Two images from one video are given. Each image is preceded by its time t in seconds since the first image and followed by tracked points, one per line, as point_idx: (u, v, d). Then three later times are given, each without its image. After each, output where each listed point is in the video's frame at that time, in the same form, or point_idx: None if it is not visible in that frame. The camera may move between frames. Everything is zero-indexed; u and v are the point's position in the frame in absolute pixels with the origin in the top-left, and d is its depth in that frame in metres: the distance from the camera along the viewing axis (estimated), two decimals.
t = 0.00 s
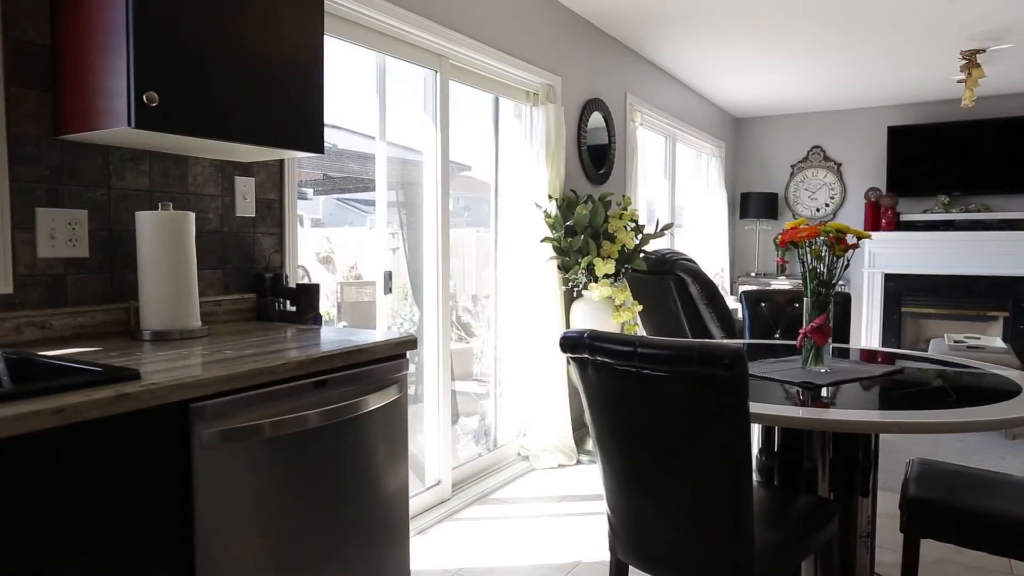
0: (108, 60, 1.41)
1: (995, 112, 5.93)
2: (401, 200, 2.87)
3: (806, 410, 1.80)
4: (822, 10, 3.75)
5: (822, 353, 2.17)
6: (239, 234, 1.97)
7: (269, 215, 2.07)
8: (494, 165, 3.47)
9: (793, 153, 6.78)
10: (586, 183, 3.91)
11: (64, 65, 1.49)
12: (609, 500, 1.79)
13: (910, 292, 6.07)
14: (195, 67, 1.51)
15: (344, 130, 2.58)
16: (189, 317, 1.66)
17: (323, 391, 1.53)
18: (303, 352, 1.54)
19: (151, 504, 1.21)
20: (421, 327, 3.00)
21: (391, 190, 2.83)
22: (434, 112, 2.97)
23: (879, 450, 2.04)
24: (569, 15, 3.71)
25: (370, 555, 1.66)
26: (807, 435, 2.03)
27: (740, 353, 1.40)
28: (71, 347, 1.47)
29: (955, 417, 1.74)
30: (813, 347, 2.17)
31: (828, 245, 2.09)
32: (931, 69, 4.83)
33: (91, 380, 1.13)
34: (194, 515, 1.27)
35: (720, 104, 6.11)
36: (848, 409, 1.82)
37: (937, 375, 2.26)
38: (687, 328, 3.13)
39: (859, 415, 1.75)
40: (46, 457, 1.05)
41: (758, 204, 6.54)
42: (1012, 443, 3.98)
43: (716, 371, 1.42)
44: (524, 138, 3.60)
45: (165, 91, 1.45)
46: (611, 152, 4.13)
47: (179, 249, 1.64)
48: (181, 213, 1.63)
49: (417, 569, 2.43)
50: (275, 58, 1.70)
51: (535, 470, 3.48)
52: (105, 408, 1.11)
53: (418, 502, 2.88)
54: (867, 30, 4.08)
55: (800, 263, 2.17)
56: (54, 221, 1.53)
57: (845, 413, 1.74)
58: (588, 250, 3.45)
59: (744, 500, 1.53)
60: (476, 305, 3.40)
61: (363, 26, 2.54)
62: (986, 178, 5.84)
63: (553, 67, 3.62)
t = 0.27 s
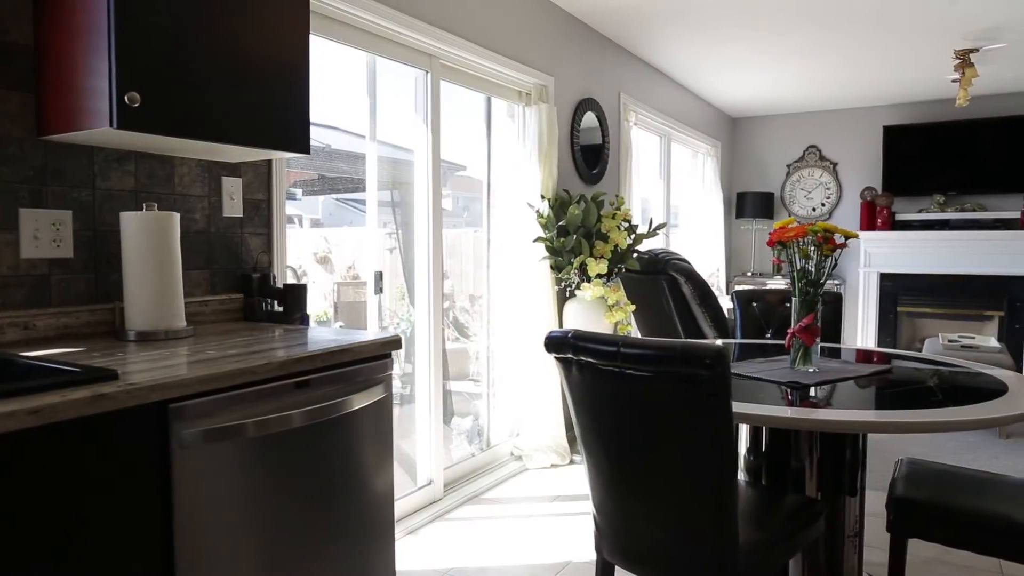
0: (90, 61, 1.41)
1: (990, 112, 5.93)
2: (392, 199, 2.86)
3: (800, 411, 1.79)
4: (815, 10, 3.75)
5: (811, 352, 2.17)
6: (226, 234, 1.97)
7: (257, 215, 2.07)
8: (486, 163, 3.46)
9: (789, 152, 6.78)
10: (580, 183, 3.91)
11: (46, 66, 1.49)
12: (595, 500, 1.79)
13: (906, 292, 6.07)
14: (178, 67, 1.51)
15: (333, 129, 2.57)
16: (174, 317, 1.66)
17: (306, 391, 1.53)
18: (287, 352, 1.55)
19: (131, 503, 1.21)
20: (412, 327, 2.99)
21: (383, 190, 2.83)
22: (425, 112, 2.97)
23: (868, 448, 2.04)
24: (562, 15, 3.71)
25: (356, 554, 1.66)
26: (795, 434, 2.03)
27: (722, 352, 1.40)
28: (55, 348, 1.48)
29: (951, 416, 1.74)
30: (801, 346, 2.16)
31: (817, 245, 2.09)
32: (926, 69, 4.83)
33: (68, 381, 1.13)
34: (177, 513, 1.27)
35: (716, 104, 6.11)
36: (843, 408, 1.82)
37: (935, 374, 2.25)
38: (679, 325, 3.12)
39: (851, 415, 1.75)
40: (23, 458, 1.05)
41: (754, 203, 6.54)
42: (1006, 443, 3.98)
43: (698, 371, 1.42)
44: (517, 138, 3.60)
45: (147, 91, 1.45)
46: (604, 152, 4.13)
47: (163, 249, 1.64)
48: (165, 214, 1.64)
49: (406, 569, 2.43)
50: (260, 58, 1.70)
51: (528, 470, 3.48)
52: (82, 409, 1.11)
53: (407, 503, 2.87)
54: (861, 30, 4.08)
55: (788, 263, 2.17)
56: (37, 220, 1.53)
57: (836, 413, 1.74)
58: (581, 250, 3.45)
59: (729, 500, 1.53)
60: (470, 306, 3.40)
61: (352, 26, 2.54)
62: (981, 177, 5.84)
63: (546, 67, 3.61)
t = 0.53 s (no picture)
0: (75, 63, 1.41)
1: (987, 112, 5.93)
2: (385, 200, 2.87)
3: (791, 412, 1.78)
4: (809, 10, 3.75)
5: (801, 352, 2.16)
6: (214, 235, 1.97)
7: (247, 216, 2.08)
8: (481, 163, 3.46)
9: (786, 153, 6.78)
10: (574, 183, 3.92)
11: (32, 68, 1.49)
12: (583, 501, 1.79)
13: (903, 292, 6.07)
14: (164, 68, 1.51)
15: (325, 129, 2.57)
16: (161, 318, 1.66)
17: (292, 392, 1.53)
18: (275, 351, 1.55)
19: (113, 504, 1.21)
20: (405, 327, 2.99)
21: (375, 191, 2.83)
22: (417, 113, 2.97)
23: (857, 448, 2.04)
24: (556, 15, 3.71)
25: (344, 554, 1.67)
26: (784, 435, 2.03)
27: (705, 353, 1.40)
28: (40, 348, 1.48)
29: (944, 416, 1.74)
30: (791, 347, 2.16)
31: (806, 245, 2.09)
32: (922, 68, 4.83)
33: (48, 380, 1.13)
34: (164, 514, 1.28)
35: (712, 104, 6.11)
36: (839, 409, 1.81)
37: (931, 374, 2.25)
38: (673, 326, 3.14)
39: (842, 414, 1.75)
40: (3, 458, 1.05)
41: (751, 203, 6.54)
42: (1001, 443, 3.98)
43: (683, 372, 1.42)
44: (511, 138, 3.60)
45: (132, 92, 1.45)
46: (599, 153, 4.13)
47: (151, 251, 1.64)
48: (153, 215, 1.64)
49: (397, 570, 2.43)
50: (247, 59, 1.70)
51: (522, 470, 3.49)
52: (64, 408, 1.12)
53: (400, 504, 2.87)
54: (855, 30, 4.09)
55: (778, 263, 2.17)
56: (24, 221, 1.53)
57: (825, 413, 1.74)
58: (575, 250, 3.45)
59: (714, 501, 1.53)
60: (464, 306, 3.40)
61: (343, 27, 2.54)
62: (978, 177, 5.84)
63: (540, 68, 3.61)
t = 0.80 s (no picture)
0: (58, 64, 1.41)
1: (983, 111, 5.93)
2: (377, 199, 2.86)
3: (782, 412, 1.78)
4: (802, 9, 3.75)
5: (790, 352, 2.16)
6: (202, 235, 1.97)
7: (235, 216, 2.08)
8: (474, 163, 3.46)
9: (783, 153, 6.78)
10: (568, 183, 3.92)
11: (17, 69, 1.49)
12: (571, 501, 1.78)
13: (899, 292, 6.07)
14: (148, 68, 1.51)
15: (316, 129, 2.57)
16: (147, 318, 1.66)
17: (277, 392, 1.53)
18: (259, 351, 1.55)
19: (95, 504, 1.21)
20: (397, 328, 2.99)
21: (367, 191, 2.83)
22: (409, 112, 2.97)
23: (845, 448, 2.05)
24: (550, 15, 3.72)
25: (329, 553, 1.66)
26: (772, 435, 2.03)
27: (687, 354, 1.40)
28: (24, 348, 1.48)
29: (936, 416, 1.73)
30: (780, 347, 2.16)
31: (796, 245, 2.08)
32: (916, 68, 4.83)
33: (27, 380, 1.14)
34: (148, 514, 1.28)
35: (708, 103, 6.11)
36: (835, 409, 1.80)
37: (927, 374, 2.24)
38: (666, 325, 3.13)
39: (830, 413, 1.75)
40: None
41: (747, 203, 6.54)
42: (995, 443, 3.98)
43: (666, 372, 1.42)
44: (504, 138, 3.59)
45: (115, 92, 1.45)
46: (593, 153, 4.13)
47: (137, 251, 1.64)
48: (140, 216, 1.64)
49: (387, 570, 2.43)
50: (233, 58, 1.70)
51: (516, 470, 3.49)
52: (42, 409, 1.12)
53: (391, 504, 2.87)
54: (849, 30, 4.08)
55: (767, 262, 2.17)
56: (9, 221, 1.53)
57: (813, 413, 1.74)
58: (568, 250, 3.45)
59: (698, 499, 1.52)
60: (458, 307, 3.40)
61: (333, 27, 2.54)
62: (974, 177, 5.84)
63: (533, 67, 3.61)
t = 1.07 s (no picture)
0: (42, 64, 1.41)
1: (979, 111, 5.93)
2: (369, 200, 2.86)
3: (768, 412, 1.78)
4: (796, 10, 3.75)
5: (779, 352, 2.15)
6: (190, 235, 1.98)
7: (223, 217, 2.08)
8: (466, 164, 3.46)
9: (779, 153, 6.79)
10: (562, 183, 3.92)
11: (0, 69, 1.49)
12: (557, 502, 1.78)
13: (895, 292, 6.08)
14: (133, 70, 1.51)
15: (306, 129, 2.57)
16: (133, 318, 1.66)
17: (261, 392, 1.53)
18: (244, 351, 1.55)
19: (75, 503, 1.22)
20: (388, 329, 2.98)
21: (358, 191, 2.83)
22: (400, 112, 2.97)
23: (833, 449, 2.05)
24: (543, 16, 3.72)
25: (315, 554, 1.66)
26: (760, 436, 2.03)
27: (670, 355, 1.40)
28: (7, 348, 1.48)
29: (926, 416, 1.73)
30: (769, 347, 2.16)
31: (784, 245, 2.08)
32: (911, 68, 4.83)
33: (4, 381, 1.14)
34: (130, 513, 1.28)
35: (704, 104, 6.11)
36: (831, 409, 1.80)
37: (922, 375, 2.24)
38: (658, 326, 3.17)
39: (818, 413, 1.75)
40: None
41: (743, 203, 6.54)
42: (990, 442, 3.98)
43: (649, 373, 1.42)
44: (497, 139, 3.59)
45: (99, 94, 1.45)
46: (587, 153, 4.14)
47: (122, 251, 1.64)
48: (125, 217, 1.64)
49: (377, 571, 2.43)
50: (219, 58, 1.70)
51: (509, 471, 3.49)
52: (20, 409, 1.12)
53: (383, 504, 2.87)
54: (843, 30, 4.09)
55: (756, 262, 2.18)
56: None
57: (798, 413, 1.74)
58: (561, 250, 3.45)
59: (682, 500, 1.52)
60: (450, 308, 3.40)
61: (321, 27, 2.53)
62: (969, 177, 5.84)
63: (526, 67, 3.60)
